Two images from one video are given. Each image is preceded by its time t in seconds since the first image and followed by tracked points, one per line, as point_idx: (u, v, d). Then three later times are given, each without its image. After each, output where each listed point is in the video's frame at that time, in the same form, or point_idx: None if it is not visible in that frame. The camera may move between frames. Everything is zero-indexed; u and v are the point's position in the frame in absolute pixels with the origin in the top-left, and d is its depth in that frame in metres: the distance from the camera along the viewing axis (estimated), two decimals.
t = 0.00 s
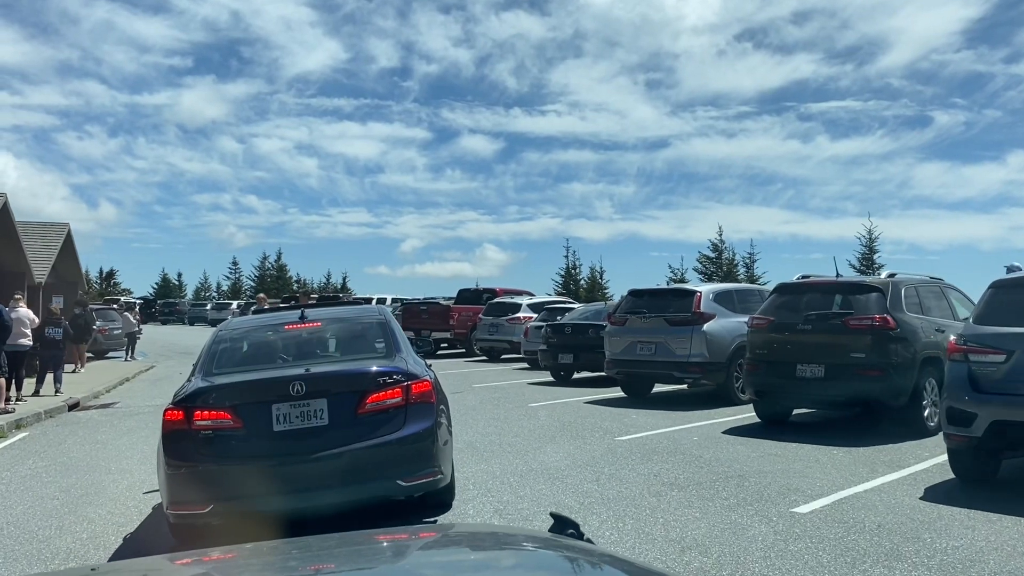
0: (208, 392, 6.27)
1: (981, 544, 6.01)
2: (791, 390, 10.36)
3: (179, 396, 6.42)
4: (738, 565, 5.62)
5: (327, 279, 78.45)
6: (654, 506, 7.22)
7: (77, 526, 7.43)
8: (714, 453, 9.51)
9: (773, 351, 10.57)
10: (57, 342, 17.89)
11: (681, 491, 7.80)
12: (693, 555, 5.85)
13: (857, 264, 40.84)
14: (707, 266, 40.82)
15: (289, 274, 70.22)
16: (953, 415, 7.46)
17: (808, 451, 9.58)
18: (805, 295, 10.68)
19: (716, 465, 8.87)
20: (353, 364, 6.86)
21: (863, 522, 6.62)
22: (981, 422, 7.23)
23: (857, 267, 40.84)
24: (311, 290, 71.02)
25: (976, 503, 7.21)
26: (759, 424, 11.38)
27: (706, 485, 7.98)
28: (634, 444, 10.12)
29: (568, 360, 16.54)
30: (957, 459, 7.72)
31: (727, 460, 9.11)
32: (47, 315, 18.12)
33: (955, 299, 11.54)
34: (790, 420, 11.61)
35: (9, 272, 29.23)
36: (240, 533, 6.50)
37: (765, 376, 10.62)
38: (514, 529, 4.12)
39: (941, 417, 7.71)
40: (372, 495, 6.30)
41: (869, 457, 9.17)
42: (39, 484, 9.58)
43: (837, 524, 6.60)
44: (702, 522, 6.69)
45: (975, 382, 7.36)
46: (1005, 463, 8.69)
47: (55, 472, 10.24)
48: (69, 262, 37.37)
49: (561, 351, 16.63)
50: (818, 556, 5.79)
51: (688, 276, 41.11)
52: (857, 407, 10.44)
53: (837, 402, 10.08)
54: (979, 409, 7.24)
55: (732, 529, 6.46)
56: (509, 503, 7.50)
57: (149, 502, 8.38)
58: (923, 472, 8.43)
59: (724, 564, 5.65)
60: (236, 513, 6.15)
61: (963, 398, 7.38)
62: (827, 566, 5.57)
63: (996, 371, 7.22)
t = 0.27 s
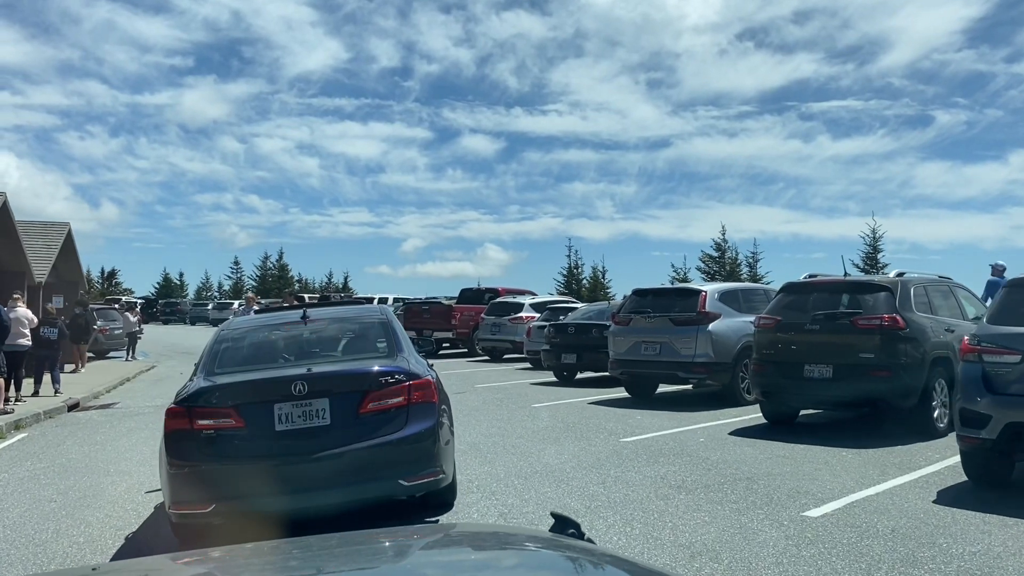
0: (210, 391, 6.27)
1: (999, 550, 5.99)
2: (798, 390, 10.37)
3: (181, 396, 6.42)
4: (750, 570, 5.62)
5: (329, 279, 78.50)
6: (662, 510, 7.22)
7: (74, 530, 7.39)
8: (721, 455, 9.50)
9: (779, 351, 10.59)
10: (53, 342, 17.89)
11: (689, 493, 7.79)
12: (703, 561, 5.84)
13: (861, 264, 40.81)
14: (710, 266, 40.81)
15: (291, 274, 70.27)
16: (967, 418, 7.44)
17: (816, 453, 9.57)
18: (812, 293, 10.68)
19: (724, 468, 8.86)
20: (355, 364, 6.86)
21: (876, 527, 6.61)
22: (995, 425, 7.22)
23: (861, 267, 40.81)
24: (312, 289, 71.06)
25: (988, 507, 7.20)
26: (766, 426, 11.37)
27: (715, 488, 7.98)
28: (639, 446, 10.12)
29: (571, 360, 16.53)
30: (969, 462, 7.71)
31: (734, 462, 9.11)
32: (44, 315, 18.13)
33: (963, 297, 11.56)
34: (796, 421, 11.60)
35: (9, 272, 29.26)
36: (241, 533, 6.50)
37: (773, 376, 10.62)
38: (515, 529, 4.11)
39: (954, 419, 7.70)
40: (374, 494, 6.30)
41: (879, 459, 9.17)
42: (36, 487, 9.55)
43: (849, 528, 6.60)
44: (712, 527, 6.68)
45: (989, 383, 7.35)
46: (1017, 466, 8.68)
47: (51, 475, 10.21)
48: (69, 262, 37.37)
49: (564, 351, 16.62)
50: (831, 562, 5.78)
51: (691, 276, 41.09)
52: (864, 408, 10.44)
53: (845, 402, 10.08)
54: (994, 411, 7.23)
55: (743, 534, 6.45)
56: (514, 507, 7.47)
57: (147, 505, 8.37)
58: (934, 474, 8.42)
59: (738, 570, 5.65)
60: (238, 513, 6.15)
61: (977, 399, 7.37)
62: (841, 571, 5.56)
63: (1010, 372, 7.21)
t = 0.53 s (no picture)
0: (213, 391, 6.28)
1: (1014, 555, 5.98)
2: (804, 391, 10.37)
3: (184, 395, 6.43)
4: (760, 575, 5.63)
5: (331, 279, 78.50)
6: (669, 513, 7.21)
7: (72, 533, 7.38)
8: (727, 457, 9.49)
9: (786, 351, 10.60)
10: (49, 342, 17.91)
11: (696, 497, 7.79)
12: (713, 567, 5.82)
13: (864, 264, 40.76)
14: (713, 266, 40.78)
15: (292, 274, 70.28)
16: (979, 419, 7.43)
17: (824, 454, 9.58)
18: (819, 293, 10.69)
19: (731, 470, 8.85)
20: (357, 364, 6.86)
21: (888, 531, 6.61)
22: (1009, 427, 7.21)
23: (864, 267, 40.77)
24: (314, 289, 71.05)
25: (999, 510, 7.19)
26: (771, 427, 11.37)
27: (724, 490, 7.98)
28: (643, 447, 10.12)
29: (573, 360, 16.53)
30: (980, 463, 7.71)
31: (741, 464, 9.11)
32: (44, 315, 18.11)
33: (971, 296, 11.57)
34: (801, 421, 11.59)
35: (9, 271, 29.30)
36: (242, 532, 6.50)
37: (779, 376, 10.63)
38: (516, 529, 4.11)
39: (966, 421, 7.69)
40: (375, 494, 6.30)
41: (888, 460, 9.17)
42: (34, 489, 9.55)
43: (861, 532, 6.59)
44: (721, 531, 6.68)
45: (1002, 384, 7.34)
46: None
47: (50, 477, 10.21)
48: (69, 262, 37.39)
49: (567, 352, 16.62)
50: (844, 567, 5.77)
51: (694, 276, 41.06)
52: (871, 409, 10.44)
53: (852, 403, 10.08)
54: (1007, 413, 7.23)
55: (753, 539, 6.45)
56: (519, 510, 7.44)
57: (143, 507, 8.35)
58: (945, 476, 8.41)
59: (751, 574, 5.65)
60: (240, 512, 6.15)
61: (989, 400, 7.37)
62: None
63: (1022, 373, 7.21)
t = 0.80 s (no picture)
0: (215, 390, 6.28)
1: None
2: (810, 391, 10.37)
3: (187, 393, 6.43)
4: None
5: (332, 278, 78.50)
6: (676, 517, 7.21)
7: (68, 537, 7.36)
8: (732, 459, 9.49)
9: (791, 351, 10.60)
10: (48, 342, 17.91)
11: (702, 499, 7.79)
12: (721, 572, 5.82)
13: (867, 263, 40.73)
14: (716, 266, 40.76)
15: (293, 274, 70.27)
16: (990, 421, 7.42)
17: (830, 456, 9.57)
18: (825, 292, 10.70)
19: (737, 472, 8.85)
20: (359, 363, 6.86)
21: (899, 535, 6.60)
22: (1020, 428, 7.20)
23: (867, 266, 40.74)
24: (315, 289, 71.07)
25: (1008, 513, 7.18)
26: (776, 428, 11.37)
27: (731, 493, 7.99)
28: (646, 449, 10.12)
29: (576, 360, 16.54)
30: (991, 465, 7.71)
31: (747, 466, 9.11)
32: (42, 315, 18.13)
33: (978, 295, 11.58)
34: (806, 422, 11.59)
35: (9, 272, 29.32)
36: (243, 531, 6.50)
37: (785, 377, 10.63)
38: (516, 529, 4.11)
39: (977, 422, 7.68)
40: (376, 492, 6.30)
41: (896, 462, 9.17)
42: (32, 491, 9.54)
43: (871, 536, 6.59)
44: (729, 535, 6.68)
45: (1013, 384, 7.34)
46: None
47: (48, 479, 10.20)
48: (69, 262, 37.40)
49: (569, 352, 16.63)
50: (853, 571, 5.77)
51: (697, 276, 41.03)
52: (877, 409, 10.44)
53: (858, 403, 10.08)
54: (1018, 414, 7.22)
55: (761, 543, 6.44)
56: (522, 513, 7.41)
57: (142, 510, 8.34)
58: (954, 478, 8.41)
59: None
60: (242, 511, 6.15)
61: (999, 400, 7.38)
62: None
63: None
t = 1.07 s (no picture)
0: (218, 388, 6.28)
1: None
2: (814, 391, 10.37)
3: (190, 392, 6.43)
4: None
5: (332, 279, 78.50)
6: (682, 520, 7.21)
7: (67, 539, 7.35)
8: (737, 460, 9.49)
9: (796, 352, 10.60)
10: (49, 342, 17.92)
11: (707, 502, 7.79)
12: None
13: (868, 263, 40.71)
14: (717, 266, 40.72)
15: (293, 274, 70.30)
16: (999, 423, 7.42)
17: (836, 458, 9.57)
18: (829, 292, 10.70)
19: (742, 474, 8.85)
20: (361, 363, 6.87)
21: (908, 538, 6.59)
22: None
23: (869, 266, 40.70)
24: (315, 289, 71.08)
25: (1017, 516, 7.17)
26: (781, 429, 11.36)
27: (737, 495, 7.98)
28: (650, 450, 10.12)
29: (578, 360, 16.53)
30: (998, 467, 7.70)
31: (752, 468, 9.11)
32: (43, 315, 18.13)
33: (983, 295, 11.57)
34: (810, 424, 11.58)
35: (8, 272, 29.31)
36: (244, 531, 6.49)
37: (790, 377, 10.63)
38: (517, 529, 4.10)
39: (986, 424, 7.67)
40: (377, 489, 6.30)
41: (905, 464, 9.16)
42: (32, 493, 9.54)
43: (880, 539, 6.58)
44: (735, 538, 6.68)
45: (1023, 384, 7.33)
46: None
47: (49, 481, 10.20)
48: (69, 262, 37.39)
49: (571, 352, 16.62)
50: None
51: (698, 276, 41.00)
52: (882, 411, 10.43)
53: (863, 404, 10.07)
54: None
55: (768, 546, 6.44)
56: (527, 515, 7.41)
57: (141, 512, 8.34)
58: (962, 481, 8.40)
59: None
60: (245, 508, 6.15)
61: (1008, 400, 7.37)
62: None
63: None
